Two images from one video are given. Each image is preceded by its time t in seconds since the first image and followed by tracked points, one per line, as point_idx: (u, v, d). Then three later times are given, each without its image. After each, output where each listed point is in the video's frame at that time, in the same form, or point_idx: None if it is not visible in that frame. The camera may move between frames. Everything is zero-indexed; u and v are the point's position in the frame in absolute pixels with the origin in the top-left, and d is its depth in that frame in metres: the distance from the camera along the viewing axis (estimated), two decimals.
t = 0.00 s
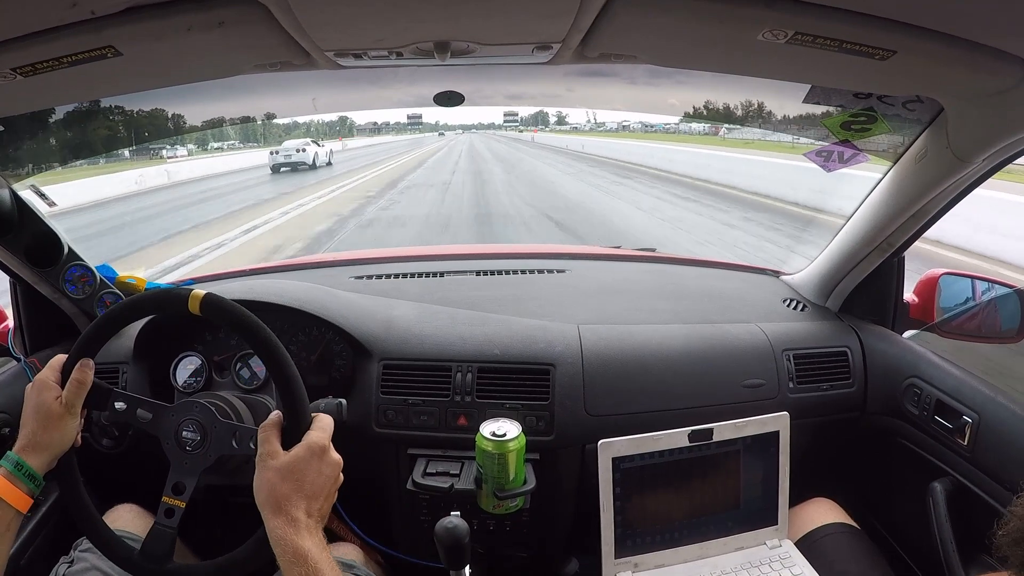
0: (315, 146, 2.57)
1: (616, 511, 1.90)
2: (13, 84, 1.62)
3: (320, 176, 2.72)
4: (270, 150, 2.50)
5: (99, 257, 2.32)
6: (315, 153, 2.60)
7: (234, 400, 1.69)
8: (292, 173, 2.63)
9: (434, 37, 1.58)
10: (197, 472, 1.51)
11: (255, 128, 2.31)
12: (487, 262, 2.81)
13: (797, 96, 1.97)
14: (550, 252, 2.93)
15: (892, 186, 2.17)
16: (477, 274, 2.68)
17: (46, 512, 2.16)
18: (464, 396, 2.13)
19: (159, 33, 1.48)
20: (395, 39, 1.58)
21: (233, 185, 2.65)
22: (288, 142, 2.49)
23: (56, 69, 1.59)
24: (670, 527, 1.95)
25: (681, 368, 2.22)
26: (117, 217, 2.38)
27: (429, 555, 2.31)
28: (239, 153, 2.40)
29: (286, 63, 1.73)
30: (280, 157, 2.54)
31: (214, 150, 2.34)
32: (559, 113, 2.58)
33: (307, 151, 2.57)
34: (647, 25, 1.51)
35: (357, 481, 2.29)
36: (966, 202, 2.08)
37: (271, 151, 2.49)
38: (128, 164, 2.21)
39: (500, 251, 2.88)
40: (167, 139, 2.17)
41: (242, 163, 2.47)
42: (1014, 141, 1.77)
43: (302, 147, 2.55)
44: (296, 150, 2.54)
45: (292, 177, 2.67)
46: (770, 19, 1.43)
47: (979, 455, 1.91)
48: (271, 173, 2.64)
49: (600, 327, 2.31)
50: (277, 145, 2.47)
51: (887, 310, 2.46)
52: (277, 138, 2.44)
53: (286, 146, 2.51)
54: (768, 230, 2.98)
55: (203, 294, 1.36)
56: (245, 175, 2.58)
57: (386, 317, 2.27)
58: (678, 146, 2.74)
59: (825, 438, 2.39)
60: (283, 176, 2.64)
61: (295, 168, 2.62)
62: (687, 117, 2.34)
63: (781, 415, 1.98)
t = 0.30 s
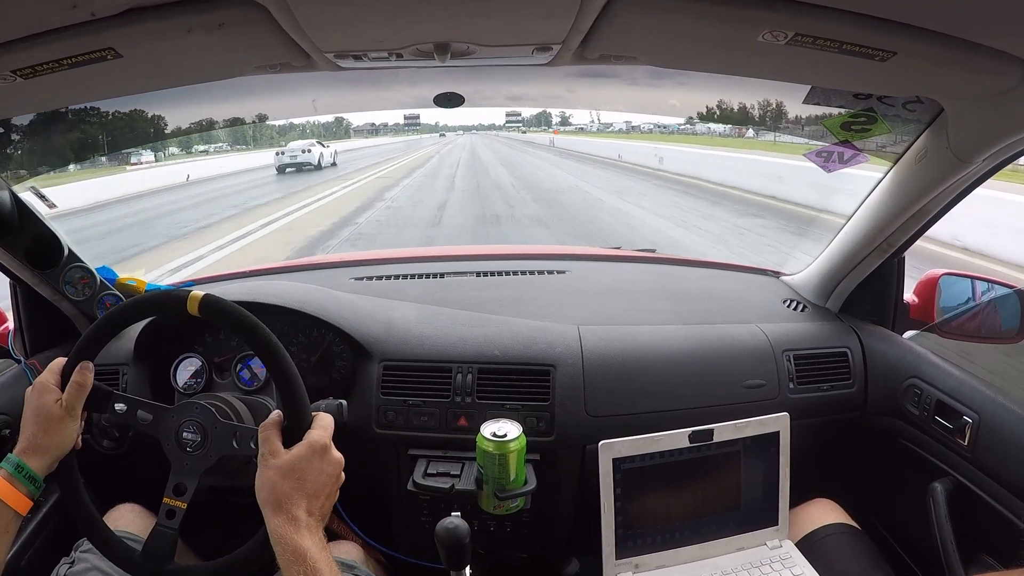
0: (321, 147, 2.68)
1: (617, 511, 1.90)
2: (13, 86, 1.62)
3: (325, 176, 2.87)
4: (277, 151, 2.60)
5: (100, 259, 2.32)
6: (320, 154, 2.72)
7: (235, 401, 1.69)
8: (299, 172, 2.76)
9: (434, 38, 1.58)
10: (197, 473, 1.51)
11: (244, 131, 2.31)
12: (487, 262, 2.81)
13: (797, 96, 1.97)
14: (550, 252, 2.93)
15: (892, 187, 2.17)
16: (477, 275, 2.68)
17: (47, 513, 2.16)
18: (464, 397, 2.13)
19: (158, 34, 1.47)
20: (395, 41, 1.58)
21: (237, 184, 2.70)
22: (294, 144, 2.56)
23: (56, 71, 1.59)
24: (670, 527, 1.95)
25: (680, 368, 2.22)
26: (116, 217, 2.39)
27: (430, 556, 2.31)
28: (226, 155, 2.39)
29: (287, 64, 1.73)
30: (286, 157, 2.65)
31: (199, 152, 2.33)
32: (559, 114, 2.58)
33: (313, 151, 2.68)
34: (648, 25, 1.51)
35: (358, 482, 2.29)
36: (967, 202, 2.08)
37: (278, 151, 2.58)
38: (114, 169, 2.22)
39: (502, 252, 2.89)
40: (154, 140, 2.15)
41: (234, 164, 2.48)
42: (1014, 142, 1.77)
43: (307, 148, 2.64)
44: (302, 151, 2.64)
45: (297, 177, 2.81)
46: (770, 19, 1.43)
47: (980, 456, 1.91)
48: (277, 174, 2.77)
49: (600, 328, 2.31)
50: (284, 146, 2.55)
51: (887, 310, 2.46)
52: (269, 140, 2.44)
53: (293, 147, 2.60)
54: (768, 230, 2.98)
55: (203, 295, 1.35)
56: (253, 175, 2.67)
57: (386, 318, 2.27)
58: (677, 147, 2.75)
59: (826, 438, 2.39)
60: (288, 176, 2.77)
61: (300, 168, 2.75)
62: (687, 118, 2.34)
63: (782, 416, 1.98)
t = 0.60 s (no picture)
0: (327, 146, 2.67)
1: (616, 511, 1.90)
2: (13, 86, 1.62)
3: (330, 175, 2.83)
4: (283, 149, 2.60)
5: (100, 259, 2.32)
6: (326, 154, 2.70)
7: (235, 401, 1.69)
8: (304, 172, 2.74)
9: (434, 38, 1.58)
10: (197, 473, 1.51)
11: (234, 131, 2.29)
12: (488, 262, 2.81)
13: (797, 96, 1.98)
14: (550, 253, 2.93)
15: (893, 186, 2.17)
16: (478, 275, 2.68)
17: (47, 513, 2.16)
18: (464, 397, 2.13)
19: (159, 34, 1.47)
20: (395, 41, 1.58)
21: (240, 184, 2.71)
22: (301, 143, 2.55)
23: (56, 71, 1.59)
24: (670, 528, 1.95)
25: (682, 367, 2.22)
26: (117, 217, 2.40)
27: (430, 556, 2.31)
28: (213, 157, 2.37)
29: (287, 64, 1.73)
30: (292, 156, 2.63)
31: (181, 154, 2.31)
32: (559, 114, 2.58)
33: (319, 151, 2.66)
34: (648, 25, 1.51)
35: (358, 482, 2.29)
36: (967, 201, 2.07)
37: (283, 151, 2.57)
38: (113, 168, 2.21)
39: (502, 252, 2.89)
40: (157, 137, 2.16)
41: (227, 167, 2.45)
42: (1014, 141, 1.77)
43: (313, 147, 2.62)
44: (308, 150, 2.63)
45: (303, 176, 2.77)
46: (770, 19, 1.43)
47: (981, 456, 1.91)
48: (283, 172, 2.74)
49: (601, 328, 2.31)
50: (291, 145, 2.55)
51: (887, 310, 2.46)
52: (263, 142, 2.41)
53: (299, 146, 2.58)
54: (769, 230, 2.98)
55: (207, 297, 1.35)
56: (257, 175, 2.66)
57: (387, 318, 2.27)
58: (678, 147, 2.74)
59: (826, 438, 2.39)
60: (294, 175, 2.74)
61: (307, 167, 2.72)
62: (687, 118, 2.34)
63: (782, 415, 1.98)
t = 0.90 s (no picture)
0: (332, 146, 2.71)
1: (620, 511, 1.90)
2: (16, 88, 1.62)
3: (335, 175, 2.87)
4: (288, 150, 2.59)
5: (104, 261, 2.33)
6: (330, 153, 2.74)
7: (241, 402, 1.69)
8: (308, 173, 2.74)
9: (438, 38, 1.58)
10: (202, 475, 1.51)
11: (220, 135, 2.27)
12: (492, 262, 2.81)
13: (800, 94, 1.99)
14: (553, 252, 2.93)
15: (896, 185, 2.17)
16: (482, 275, 2.68)
17: (50, 515, 2.16)
18: (469, 397, 2.12)
19: (163, 35, 1.47)
20: (400, 40, 1.58)
21: (246, 183, 2.72)
22: (305, 143, 2.55)
23: (59, 72, 1.59)
24: (674, 527, 1.95)
25: (687, 366, 2.22)
26: (118, 219, 2.39)
27: (434, 557, 2.30)
28: (193, 160, 2.34)
29: (290, 65, 1.73)
30: (297, 156, 2.64)
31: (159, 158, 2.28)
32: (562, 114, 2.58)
33: (324, 151, 2.68)
34: (651, 24, 1.50)
35: (362, 483, 2.29)
36: (969, 200, 2.08)
37: (290, 151, 2.56)
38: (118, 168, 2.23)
39: (505, 252, 2.89)
40: (159, 143, 2.19)
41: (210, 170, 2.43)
42: (1016, 140, 1.77)
43: (318, 147, 2.64)
44: (314, 151, 2.64)
45: (308, 176, 2.77)
46: (773, 18, 1.43)
47: (985, 453, 1.91)
48: (288, 172, 2.74)
49: (606, 327, 2.31)
50: (295, 145, 2.54)
51: (891, 309, 2.46)
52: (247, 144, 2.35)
53: (304, 147, 2.58)
54: (773, 229, 2.97)
55: (208, 298, 1.35)
56: (261, 173, 2.66)
57: (391, 318, 2.27)
58: (681, 147, 2.74)
59: (830, 437, 2.39)
60: (299, 175, 2.74)
61: (311, 167, 2.73)
62: (690, 117, 2.34)
63: (785, 416, 1.99)
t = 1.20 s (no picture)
0: (333, 146, 2.64)
1: (620, 511, 1.90)
2: (17, 86, 1.62)
3: (337, 175, 2.85)
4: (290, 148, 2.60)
5: (104, 260, 2.33)
6: (333, 153, 2.68)
7: (240, 401, 1.69)
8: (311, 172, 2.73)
9: (439, 39, 1.58)
10: (203, 474, 1.51)
11: (202, 136, 2.25)
12: (492, 263, 2.81)
13: (801, 96, 1.99)
14: (554, 253, 2.93)
15: (896, 186, 2.16)
16: (482, 276, 2.68)
17: (51, 513, 2.16)
18: (469, 397, 2.13)
19: (164, 35, 1.47)
20: (401, 41, 1.58)
21: (246, 183, 2.71)
22: (307, 143, 2.55)
23: (60, 71, 1.59)
24: (674, 528, 1.95)
25: (687, 367, 2.22)
26: (119, 218, 2.40)
27: (433, 556, 2.31)
28: (171, 162, 2.32)
29: (291, 64, 1.73)
30: (299, 155, 2.64)
31: (134, 160, 2.26)
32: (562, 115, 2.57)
33: (326, 151, 2.65)
34: (652, 25, 1.50)
35: (362, 483, 2.29)
36: (970, 202, 2.07)
37: (291, 150, 2.58)
38: (116, 166, 2.24)
39: (506, 252, 2.89)
40: (132, 147, 2.18)
41: (191, 172, 2.42)
42: (1017, 142, 1.77)
43: (321, 147, 2.62)
44: (316, 150, 2.62)
45: (310, 175, 2.77)
46: (775, 20, 1.43)
47: (985, 455, 1.91)
48: (290, 172, 2.74)
49: (605, 328, 2.31)
50: (297, 144, 2.55)
51: (891, 310, 2.46)
52: (230, 145, 2.34)
53: (306, 146, 2.59)
54: (773, 231, 2.97)
55: (205, 296, 1.35)
56: (264, 173, 2.66)
57: (391, 318, 2.27)
58: (682, 148, 2.74)
59: (829, 438, 2.39)
60: (302, 175, 2.73)
61: (314, 167, 2.72)
62: (690, 117, 2.34)
63: (785, 417, 1.99)
